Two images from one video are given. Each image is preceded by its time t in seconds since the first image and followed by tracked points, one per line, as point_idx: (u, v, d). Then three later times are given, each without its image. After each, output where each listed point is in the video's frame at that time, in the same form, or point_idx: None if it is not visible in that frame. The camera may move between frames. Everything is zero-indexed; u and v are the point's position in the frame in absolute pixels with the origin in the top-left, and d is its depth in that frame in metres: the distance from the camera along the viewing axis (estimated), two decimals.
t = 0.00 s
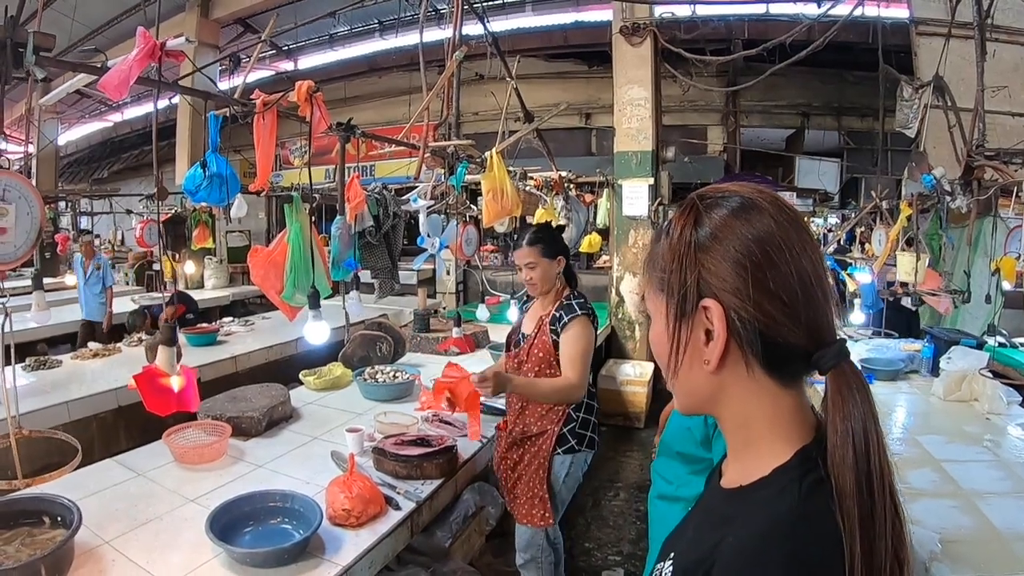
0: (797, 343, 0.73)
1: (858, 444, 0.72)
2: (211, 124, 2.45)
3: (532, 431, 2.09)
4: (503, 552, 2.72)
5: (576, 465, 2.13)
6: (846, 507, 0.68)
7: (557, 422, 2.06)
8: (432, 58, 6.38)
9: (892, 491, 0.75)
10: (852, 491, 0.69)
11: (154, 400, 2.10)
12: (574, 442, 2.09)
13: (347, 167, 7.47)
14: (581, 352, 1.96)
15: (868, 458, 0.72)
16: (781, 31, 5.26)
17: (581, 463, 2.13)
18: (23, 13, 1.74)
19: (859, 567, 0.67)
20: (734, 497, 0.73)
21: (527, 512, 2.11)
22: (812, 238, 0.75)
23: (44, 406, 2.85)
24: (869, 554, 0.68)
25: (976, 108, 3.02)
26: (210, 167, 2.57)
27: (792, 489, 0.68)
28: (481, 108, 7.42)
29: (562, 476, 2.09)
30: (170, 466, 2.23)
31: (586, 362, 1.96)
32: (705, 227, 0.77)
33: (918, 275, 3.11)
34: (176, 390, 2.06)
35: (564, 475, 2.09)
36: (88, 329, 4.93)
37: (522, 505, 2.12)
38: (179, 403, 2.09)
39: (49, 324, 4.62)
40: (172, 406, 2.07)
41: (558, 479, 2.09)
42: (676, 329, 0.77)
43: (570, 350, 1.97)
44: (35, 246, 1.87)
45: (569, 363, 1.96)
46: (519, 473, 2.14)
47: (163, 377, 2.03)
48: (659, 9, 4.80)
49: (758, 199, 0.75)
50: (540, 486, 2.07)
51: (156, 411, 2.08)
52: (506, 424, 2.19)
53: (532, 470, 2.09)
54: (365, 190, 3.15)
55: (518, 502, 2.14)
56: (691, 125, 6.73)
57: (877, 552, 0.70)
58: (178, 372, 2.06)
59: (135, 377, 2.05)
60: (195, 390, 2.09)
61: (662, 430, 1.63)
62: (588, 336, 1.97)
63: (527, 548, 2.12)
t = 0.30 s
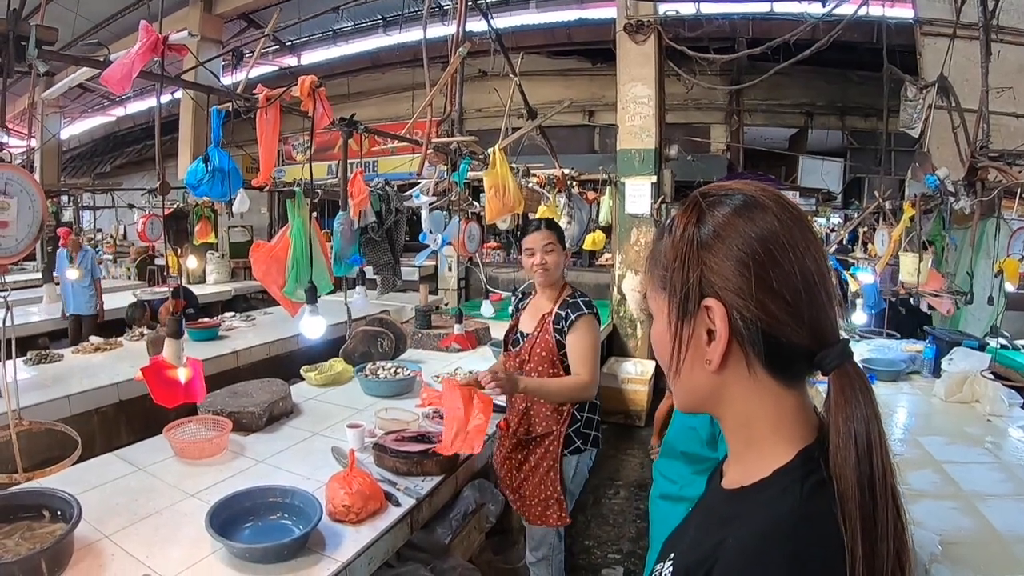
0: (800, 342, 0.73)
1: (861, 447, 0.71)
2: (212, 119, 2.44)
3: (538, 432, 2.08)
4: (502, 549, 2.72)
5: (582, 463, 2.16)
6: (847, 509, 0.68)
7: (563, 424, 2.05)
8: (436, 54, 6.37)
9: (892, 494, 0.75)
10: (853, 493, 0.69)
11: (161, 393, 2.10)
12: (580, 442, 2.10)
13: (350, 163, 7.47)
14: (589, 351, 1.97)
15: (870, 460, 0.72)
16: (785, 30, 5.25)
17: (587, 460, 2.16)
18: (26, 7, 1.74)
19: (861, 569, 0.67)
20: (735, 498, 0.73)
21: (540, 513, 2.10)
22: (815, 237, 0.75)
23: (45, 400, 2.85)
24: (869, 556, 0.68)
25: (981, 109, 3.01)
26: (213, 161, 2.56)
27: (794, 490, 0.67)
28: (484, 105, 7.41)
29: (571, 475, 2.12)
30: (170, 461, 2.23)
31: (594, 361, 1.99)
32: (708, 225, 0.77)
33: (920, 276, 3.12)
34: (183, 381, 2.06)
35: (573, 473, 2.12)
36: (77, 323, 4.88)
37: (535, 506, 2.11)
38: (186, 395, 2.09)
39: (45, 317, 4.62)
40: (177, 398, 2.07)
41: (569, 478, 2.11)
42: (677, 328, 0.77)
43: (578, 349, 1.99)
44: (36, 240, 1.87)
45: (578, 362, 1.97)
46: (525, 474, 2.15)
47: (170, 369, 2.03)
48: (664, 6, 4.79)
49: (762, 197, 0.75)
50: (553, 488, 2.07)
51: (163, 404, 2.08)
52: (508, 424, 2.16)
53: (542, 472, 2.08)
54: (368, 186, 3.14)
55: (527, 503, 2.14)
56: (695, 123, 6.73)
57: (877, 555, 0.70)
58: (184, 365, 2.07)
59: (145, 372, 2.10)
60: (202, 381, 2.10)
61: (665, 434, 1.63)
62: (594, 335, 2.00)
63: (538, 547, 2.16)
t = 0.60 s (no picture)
0: (791, 348, 0.72)
1: (852, 452, 0.70)
2: (211, 115, 2.43)
3: (539, 434, 2.07)
4: (499, 548, 2.72)
5: (585, 463, 2.18)
6: (839, 516, 0.68)
7: (565, 424, 2.06)
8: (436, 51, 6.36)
9: (886, 500, 0.74)
10: (845, 501, 0.68)
11: (150, 390, 2.10)
12: (583, 442, 2.12)
13: (350, 160, 7.46)
14: (588, 352, 1.97)
15: (862, 467, 0.71)
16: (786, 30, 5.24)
17: (589, 459, 2.18)
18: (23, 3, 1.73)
19: None
20: (728, 502, 0.73)
21: (546, 513, 2.09)
22: (810, 241, 0.74)
23: (42, 396, 2.84)
24: (862, 564, 0.68)
25: (981, 111, 3.00)
26: (209, 158, 2.55)
27: (786, 495, 0.67)
28: (484, 103, 7.40)
29: (574, 474, 2.14)
30: (167, 457, 2.23)
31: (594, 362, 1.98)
32: (699, 228, 0.76)
33: (920, 277, 3.13)
34: (174, 379, 2.06)
35: (577, 473, 2.14)
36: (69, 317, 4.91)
37: (540, 507, 2.10)
38: (176, 392, 2.09)
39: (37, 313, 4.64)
40: (169, 395, 2.08)
41: (573, 477, 2.14)
42: (668, 331, 0.77)
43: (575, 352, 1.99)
44: (35, 236, 1.86)
45: (577, 365, 1.97)
46: (528, 476, 2.12)
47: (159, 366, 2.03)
48: (664, 5, 4.78)
49: (755, 199, 0.74)
50: (559, 488, 2.07)
51: (152, 400, 2.09)
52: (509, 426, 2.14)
53: (546, 473, 2.08)
54: (366, 183, 3.14)
55: (531, 504, 2.12)
56: (695, 122, 6.72)
57: (869, 563, 0.69)
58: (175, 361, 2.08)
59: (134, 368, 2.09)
60: (192, 379, 2.09)
61: (662, 435, 1.63)
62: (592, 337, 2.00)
63: (541, 545, 2.15)
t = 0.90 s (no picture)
0: (780, 352, 0.72)
1: (839, 459, 0.70)
2: (206, 112, 2.42)
3: (535, 432, 2.08)
4: (494, 546, 2.72)
5: (581, 461, 2.17)
6: (828, 522, 0.67)
7: (561, 423, 2.05)
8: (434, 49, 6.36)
9: (875, 507, 0.74)
10: (832, 508, 0.68)
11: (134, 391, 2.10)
12: (579, 441, 2.11)
13: (347, 157, 7.45)
14: (586, 351, 1.97)
15: (849, 475, 0.71)
16: (785, 30, 5.25)
17: (585, 458, 2.17)
18: None
19: None
20: (718, 503, 0.72)
21: (541, 512, 2.09)
22: (801, 244, 0.73)
23: (38, 392, 2.84)
24: (850, 569, 0.68)
25: (978, 112, 3.00)
26: (204, 155, 2.55)
27: (775, 499, 0.67)
28: (482, 101, 7.40)
29: (570, 473, 2.13)
30: (162, 454, 2.23)
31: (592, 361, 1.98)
32: (689, 230, 0.76)
33: (917, 278, 3.09)
34: (155, 380, 2.06)
35: (573, 472, 2.13)
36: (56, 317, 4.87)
37: (535, 506, 2.09)
38: (158, 393, 2.08)
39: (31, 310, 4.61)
40: (150, 395, 2.07)
41: (568, 476, 2.12)
42: (656, 332, 0.77)
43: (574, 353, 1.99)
44: (29, 232, 1.86)
45: (575, 365, 1.97)
46: (524, 474, 2.13)
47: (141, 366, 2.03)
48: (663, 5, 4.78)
49: (746, 202, 0.74)
50: (555, 488, 2.06)
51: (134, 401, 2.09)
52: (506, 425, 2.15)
53: (541, 472, 2.08)
54: (361, 181, 3.13)
55: (527, 503, 2.12)
56: (693, 122, 6.72)
57: (855, 570, 0.69)
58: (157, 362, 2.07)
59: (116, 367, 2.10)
60: (173, 380, 2.08)
61: (657, 435, 1.62)
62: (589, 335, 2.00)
63: (535, 544, 2.14)
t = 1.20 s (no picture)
0: (771, 350, 0.72)
1: (831, 459, 0.69)
2: (201, 107, 2.42)
3: (530, 429, 2.08)
4: (489, 543, 2.71)
5: (575, 458, 2.18)
6: (819, 522, 0.67)
7: (556, 419, 2.06)
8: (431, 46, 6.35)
9: (867, 508, 0.74)
10: (825, 508, 0.67)
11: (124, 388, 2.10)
12: (573, 438, 2.12)
13: (344, 154, 7.45)
14: (578, 347, 1.98)
15: (841, 474, 0.70)
16: (782, 30, 5.25)
17: (579, 455, 2.18)
18: None
19: None
20: (711, 501, 0.72)
21: (535, 510, 2.08)
22: (794, 241, 0.73)
23: (33, 388, 2.83)
24: (841, 569, 0.67)
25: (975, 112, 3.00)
26: (199, 150, 2.55)
27: (766, 498, 0.67)
28: (480, 98, 7.40)
29: (564, 470, 2.13)
30: (156, 450, 2.22)
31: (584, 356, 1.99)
32: (682, 226, 0.76)
33: (913, 278, 3.12)
34: (146, 377, 2.04)
35: (567, 469, 2.13)
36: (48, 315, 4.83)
37: (530, 503, 2.08)
38: (147, 390, 2.07)
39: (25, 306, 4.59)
40: (140, 393, 2.07)
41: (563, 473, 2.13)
42: (647, 328, 0.77)
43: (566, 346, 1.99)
44: (20, 226, 1.85)
45: (567, 359, 1.97)
46: (518, 472, 2.12)
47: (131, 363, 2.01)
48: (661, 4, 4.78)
49: (740, 198, 0.74)
50: (549, 484, 2.06)
51: (124, 398, 2.09)
52: (500, 422, 2.15)
53: (536, 469, 2.07)
54: (356, 177, 3.13)
55: (521, 501, 2.11)
56: (691, 121, 6.72)
57: (845, 571, 0.69)
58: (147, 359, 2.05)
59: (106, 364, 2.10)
60: (164, 378, 2.07)
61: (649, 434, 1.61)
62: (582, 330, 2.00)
63: (529, 542, 2.14)
